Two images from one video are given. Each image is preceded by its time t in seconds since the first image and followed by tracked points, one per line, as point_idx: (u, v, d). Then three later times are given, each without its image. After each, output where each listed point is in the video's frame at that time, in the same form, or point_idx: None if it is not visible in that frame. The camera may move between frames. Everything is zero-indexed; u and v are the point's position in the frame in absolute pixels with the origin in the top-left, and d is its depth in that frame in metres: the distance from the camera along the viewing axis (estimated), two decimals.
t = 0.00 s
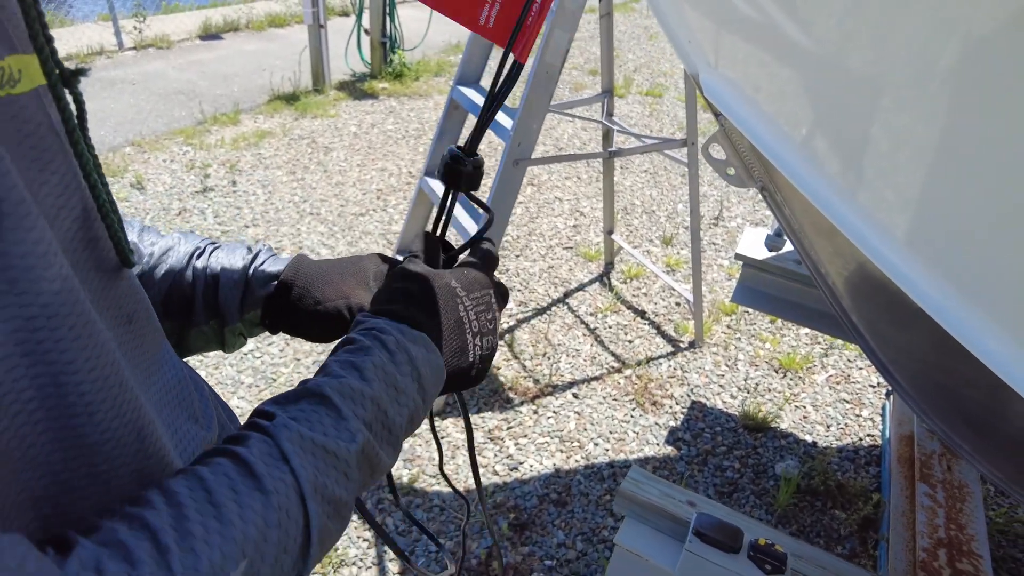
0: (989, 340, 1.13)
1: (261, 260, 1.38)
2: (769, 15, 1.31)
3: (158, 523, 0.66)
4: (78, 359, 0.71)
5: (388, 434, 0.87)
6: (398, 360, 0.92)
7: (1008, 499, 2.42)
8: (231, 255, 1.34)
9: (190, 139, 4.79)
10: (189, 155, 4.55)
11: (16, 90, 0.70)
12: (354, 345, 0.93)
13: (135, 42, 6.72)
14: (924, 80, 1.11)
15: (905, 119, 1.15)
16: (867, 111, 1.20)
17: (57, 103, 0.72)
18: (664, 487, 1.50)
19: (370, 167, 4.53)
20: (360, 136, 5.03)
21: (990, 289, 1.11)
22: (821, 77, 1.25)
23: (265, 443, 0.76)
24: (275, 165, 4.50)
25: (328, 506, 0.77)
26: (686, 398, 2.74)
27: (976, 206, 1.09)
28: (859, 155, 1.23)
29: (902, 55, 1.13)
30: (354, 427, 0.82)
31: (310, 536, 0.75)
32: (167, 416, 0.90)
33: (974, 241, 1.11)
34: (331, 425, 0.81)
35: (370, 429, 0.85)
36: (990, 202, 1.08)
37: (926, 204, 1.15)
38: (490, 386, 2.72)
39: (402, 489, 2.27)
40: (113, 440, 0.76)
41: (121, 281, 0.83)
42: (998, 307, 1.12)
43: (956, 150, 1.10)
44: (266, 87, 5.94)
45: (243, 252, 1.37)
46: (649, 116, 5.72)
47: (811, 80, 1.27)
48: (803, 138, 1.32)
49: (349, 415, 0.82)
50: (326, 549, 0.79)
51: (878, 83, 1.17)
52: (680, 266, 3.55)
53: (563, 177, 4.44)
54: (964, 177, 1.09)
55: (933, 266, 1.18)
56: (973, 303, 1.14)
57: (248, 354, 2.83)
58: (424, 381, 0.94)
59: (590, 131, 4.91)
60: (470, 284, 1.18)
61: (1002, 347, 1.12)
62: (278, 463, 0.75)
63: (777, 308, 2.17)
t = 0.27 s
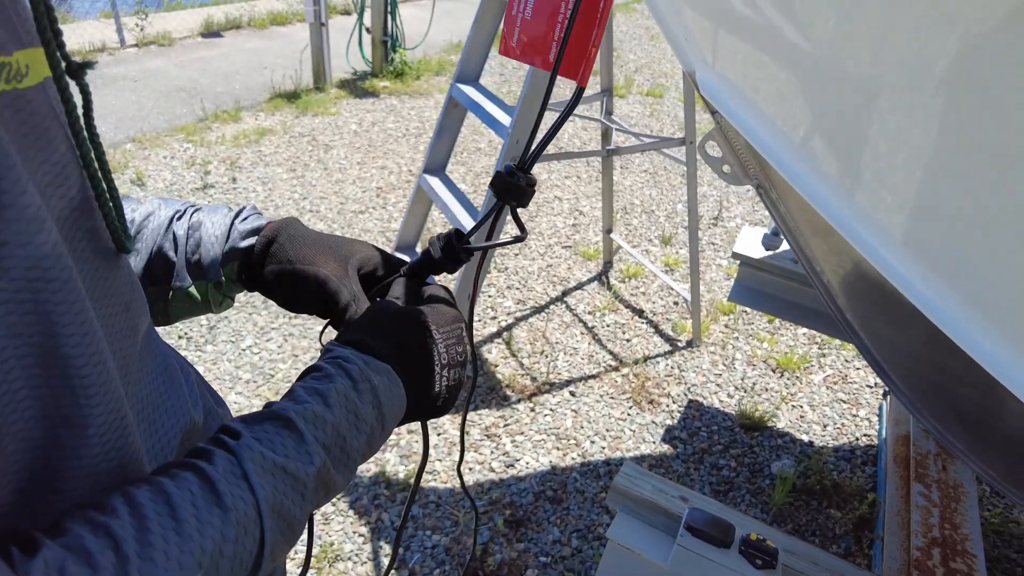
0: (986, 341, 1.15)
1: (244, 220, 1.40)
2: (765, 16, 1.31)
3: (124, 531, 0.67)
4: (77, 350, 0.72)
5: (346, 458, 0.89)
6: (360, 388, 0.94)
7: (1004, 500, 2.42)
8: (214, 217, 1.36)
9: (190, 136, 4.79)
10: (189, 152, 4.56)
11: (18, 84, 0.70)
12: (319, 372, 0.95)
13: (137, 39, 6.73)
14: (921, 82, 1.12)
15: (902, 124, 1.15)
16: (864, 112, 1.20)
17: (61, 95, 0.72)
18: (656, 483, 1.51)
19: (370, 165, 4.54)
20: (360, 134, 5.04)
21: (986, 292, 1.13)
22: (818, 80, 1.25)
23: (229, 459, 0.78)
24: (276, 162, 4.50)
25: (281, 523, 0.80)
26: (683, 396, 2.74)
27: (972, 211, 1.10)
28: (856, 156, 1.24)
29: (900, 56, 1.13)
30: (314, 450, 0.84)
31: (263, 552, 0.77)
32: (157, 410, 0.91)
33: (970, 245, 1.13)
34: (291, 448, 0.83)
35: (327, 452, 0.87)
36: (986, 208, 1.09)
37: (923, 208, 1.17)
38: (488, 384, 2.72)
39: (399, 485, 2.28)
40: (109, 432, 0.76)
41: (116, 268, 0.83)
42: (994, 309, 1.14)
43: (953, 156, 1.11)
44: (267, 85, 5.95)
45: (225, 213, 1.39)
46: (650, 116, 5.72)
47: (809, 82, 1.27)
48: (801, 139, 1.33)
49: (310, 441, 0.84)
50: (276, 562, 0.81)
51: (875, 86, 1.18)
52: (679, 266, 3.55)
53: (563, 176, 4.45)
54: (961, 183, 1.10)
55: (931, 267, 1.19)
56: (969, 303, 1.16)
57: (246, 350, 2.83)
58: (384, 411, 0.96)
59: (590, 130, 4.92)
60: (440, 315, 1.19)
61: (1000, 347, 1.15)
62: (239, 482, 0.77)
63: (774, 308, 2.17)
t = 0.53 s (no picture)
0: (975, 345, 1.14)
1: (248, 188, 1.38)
2: (762, 18, 1.32)
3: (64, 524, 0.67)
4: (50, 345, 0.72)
5: (295, 433, 0.86)
6: (300, 362, 0.91)
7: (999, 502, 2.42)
8: (221, 188, 1.35)
9: (191, 134, 4.80)
10: (189, 150, 4.56)
11: None
12: (253, 354, 0.92)
13: (139, 37, 6.73)
14: (912, 85, 1.11)
15: (892, 126, 1.15)
16: (857, 114, 1.20)
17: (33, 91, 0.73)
18: (647, 482, 1.50)
19: (369, 164, 4.54)
20: (360, 133, 5.04)
21: (975, 295, 1.12)
22: (812, 82, 1.26)
23: (165, 445, 0.77)
24: (275, 161, 4.51)
25: (234, 506, 0.78)
26: (679, 397, 2.74)
27: (961, 214, 1.09)
28: (849, 157, 1.24)
29: (893, 58, 1.13)
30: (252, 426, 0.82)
31: (215, 534, 0.75)
32: (135, 404, 0.91)
33: (959, 249, 1.12)
34: (229, 430, 0.81)
35: (270, 428, 0.84)
36: (974, 211, 1.08)
37: (913, 210, 1.16)
38: (484, 383, 2.72)
39: (394, 483, 2.28)
40: (78, 430, 0.77)
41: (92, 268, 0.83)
42: (983, 313, 1.12)
43: (942, 158, 1.10)
44: (267, 83, 5.95)
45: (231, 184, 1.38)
46: (650, 116, 5.72)
47: (803, 84, 1.28)
48: (796, 140, 1.33)
49: (246, 419, 0.82)
50: (236, 546, 0.80)
51: (866, 88, 1.18)
52: (677, 266, 3.55)
53: (563, 176, 4.45)
54: (949, 186, 1.10)
55: (921, 269, 1.18)
56: (959, 306, 1.15)
57: (243, 348, 2.83)
58: (333, 384, 0.92)
59: (590, 130, 4.91)
60: (382, 292, 1.15)
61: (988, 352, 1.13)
62: (176, 467, 0.76)
63: (772, 308, 2.17)
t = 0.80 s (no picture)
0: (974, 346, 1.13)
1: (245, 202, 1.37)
2: (763, 18, 1.31)
3: (45, 530, 0.66)
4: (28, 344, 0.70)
5: (285, 446, 0.85)
6: (291, 374, 0.90)
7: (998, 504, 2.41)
8: (216, 200, 1.33)
9: (191, 132, 4.79)
10: (189, 147, 4.56)
11: None
12: (243, 363, 0.91)
13: (140, 34, 6.72)
14: (911, 85, 1.11)
15: (892, 126, 1.15)
16: (856, 114, 1.20)
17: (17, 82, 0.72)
18: (644, 482, 1.50)
19: (369, 163, 4.54)
20: (361, 131, 5.03)
21: (975, 295, 1.11)
22: (812, 81, 1.25)
23: (153, 454, 0.77)
24: (276, 159, 4.50)
25: (221, 518, 0.78)
26: (679, 397, 2.74)
27: (961, 214, 1.09)
28: (848, 157, 1.23)
29: (893, 59, 1.13)
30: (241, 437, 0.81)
31: (200, 547, 0.75)
32: (123, 408, 0.91)
33: (958, 249, 1.11)
34: (219, 440, 0.80)
35: (260, 441, 0.83)
36: (974, 211, 1.07)
37: (913, 210, 1.15)
38: (482, 382, 2.72)
39: (391, 482, 2.27)
40: (65, 436, 0.76)
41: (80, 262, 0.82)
42: (983, 314, 1.11)
43: (942, 158, 1.09)
44: (268, 81, 5.95)
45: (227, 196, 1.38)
46: (651, 116, 5.71)
47: (803, 84, 1.27)
48: (795, 141, 1.32)
49: (236, 431, 0.81)
50: (220, 559, 0.79)
51: (866, 89, 1.17)
52: (677, 266, 3.54)
53: (563, 175, 4.44)
54: (949, 186, 1.09)
55: (920, 270, 1.17)
56: (958, 307, 1.14)
57: (242, 346, 2.83)
58: (324, 398, 0.91)
59: (591, 130, 4.91)
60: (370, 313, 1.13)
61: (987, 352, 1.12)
62: (164, 478, 0.75)
63: (772, 308, 2.16)
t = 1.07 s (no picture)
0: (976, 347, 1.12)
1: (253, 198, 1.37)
2: (765, 18, 1.31)
3: (71, 537, 0.65)
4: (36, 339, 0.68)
5: (325, 466, 0.85)
6: (344, 394, 0.90)
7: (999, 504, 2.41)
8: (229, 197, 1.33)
9: (192, 130, 4.79)
10: (190, 145, 4.56)
11: None
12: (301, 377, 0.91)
13: (141, 32, 6.72)
14: (913, 85, 1.11)
15: (894, 126, 1.14)
16: (858, 114, 1.19)
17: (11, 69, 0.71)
18: (645, 480, 1.49)
19: (370, 161, 4.53)
20: (362, 129, 5.03)
21: (975, 295, 1.10)
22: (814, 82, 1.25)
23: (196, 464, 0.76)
24: (277, 157, 4.50)
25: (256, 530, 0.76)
26: (680, 396, 2.73)
27: (962, 213, 1.08)
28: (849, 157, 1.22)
29: (894, 59, 1.13)
30: (288, 453, 0.81)
31: (227, 566, 0.73)
32: (135, 410, 0.88)
33: (961, 248, 1.10)
34: (261, 457, 0.79)
35: (303, 463, 0.82)
36: (977, 209, 1.07)
37: (914, 209, 1.15)
38: (483, 380, 2.71)
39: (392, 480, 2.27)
40: (82, 441, 0.74)
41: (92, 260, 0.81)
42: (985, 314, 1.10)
43: (945, 158, 1.09)
44: (270, 79, 5.95)
45: (239, 190, 1.37)
46: (653, 115, 5.70)
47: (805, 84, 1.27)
48: (796, 141, 1.32)
49: (281, 450, 0.80)
50: None
51: (868, 89, 1.17)
52: (678, 265, 3.54)
53: (565, 174, 4.44)
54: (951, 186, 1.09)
55: (920, 269, 1.16)
56: (959, 307, 1.13)
57: (242, 343, 2.83)
58: (369, 425, 0.91)
59: (593, 129, 4.90)
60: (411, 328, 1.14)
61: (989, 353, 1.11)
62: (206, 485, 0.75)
63: (774, 308, 2.16)
